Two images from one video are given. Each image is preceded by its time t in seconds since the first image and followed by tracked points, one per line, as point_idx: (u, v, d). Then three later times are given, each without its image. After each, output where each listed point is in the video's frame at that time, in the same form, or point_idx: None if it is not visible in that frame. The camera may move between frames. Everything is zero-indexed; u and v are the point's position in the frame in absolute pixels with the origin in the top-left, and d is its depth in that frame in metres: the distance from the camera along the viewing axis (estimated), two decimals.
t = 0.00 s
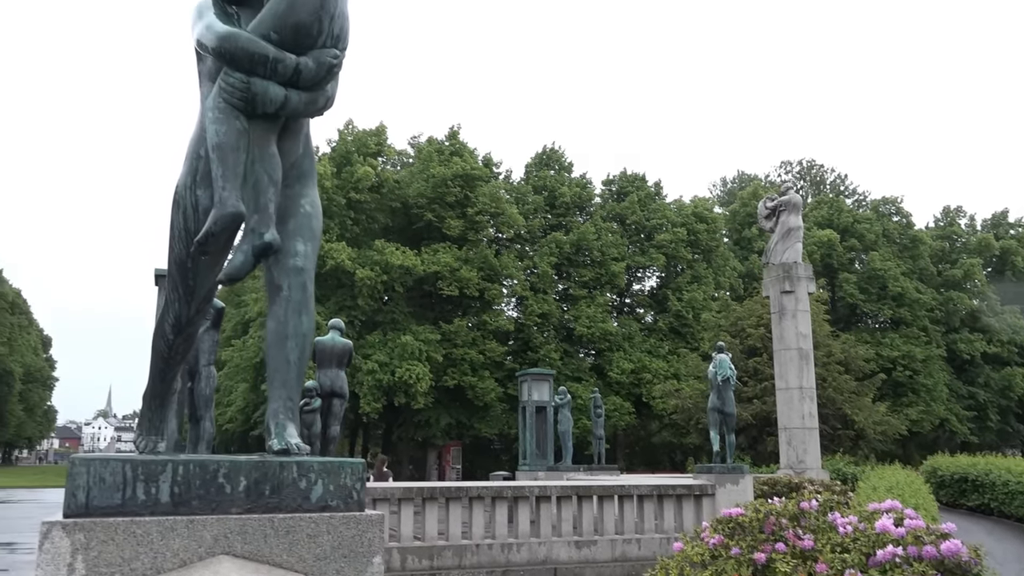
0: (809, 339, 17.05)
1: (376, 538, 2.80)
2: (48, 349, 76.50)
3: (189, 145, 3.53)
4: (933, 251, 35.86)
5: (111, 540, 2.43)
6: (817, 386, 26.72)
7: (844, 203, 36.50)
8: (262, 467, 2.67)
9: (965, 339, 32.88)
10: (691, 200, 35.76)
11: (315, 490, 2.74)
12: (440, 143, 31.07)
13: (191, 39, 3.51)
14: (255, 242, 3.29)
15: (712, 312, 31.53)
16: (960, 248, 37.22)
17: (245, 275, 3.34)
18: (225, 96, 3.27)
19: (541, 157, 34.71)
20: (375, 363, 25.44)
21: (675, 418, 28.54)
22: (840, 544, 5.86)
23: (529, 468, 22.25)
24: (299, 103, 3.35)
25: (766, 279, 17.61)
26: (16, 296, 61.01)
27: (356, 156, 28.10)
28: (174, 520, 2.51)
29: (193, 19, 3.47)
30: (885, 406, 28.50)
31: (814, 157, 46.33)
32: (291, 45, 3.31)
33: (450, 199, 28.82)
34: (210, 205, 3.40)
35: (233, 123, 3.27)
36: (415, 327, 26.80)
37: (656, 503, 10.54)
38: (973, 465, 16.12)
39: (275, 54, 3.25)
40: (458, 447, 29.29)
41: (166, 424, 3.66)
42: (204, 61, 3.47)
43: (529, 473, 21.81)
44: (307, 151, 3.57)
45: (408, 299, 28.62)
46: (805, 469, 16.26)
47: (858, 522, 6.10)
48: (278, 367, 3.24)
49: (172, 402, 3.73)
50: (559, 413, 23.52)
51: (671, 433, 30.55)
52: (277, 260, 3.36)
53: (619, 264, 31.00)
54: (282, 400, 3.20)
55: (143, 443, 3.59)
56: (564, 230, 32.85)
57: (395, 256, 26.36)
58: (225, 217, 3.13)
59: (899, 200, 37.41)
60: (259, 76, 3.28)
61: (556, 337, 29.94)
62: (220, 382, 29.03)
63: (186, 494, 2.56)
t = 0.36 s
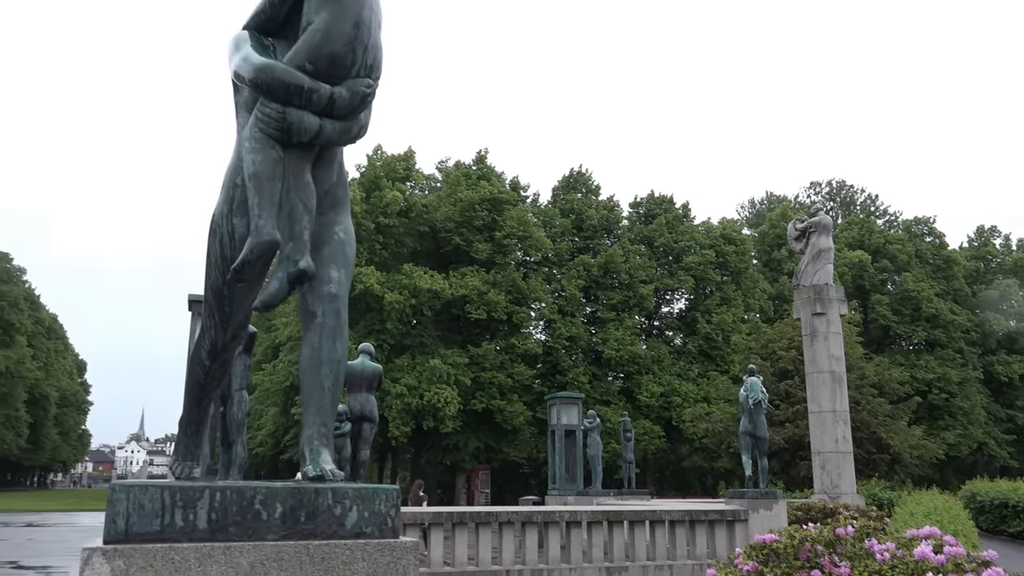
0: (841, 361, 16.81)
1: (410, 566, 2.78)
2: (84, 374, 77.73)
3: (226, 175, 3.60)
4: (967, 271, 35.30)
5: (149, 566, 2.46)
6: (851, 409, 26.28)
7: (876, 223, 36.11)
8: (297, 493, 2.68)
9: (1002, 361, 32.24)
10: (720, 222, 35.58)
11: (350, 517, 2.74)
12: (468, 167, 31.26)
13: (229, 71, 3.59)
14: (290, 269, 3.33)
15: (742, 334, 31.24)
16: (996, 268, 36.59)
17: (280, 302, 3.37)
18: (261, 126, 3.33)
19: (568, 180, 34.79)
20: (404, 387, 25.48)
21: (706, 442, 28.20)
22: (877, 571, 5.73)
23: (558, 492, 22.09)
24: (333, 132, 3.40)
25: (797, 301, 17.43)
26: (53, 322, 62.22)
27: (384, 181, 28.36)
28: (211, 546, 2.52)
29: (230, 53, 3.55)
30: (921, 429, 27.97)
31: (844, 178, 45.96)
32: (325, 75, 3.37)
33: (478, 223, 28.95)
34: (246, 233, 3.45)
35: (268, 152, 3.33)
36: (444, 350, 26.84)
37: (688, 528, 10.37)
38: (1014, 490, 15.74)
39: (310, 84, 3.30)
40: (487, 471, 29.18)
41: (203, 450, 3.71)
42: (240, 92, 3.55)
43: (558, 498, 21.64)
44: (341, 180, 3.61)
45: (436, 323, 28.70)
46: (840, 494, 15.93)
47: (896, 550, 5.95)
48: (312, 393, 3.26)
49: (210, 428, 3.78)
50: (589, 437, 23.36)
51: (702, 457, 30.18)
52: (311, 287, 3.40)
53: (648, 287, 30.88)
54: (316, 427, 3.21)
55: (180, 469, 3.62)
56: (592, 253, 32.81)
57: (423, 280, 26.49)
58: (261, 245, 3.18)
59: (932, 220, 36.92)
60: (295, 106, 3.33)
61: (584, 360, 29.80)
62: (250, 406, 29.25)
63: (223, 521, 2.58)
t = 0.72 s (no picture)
0: (875, 383, 16.55)
1: None
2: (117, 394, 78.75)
3: (261, 200, 3.66)
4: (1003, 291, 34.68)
5: None
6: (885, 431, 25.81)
7: (908, 242, 35.66)
8: (332, 516, 2.68)
9: None
10: (749, 241, 35.32)
11: (384, 540, 2.74)
12: (495, 188, 31.38)
13: (264, 98, 3.66)
14: (324, 292, 3.37)
15: (773, 355, 30.91)
16: None
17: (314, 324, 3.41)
18: (296, 151, 3.38)
19: (596, 201, 34.80)
20: (431, 408, 25.49)
21: (737, 464, 27.83)
22: None
23: (587, 514, 21.92)
24: (366, 156, 3.44)
25: (828, 321, 17.24)
26: (88, 342, 63.25)
27: (413, 203, 28.56)
28: (246, 569, 2.54)
29: (265, 80, 3.63)
30: (958, 452, 27.41)
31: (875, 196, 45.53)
32: (359, 101, 3.41)
33: (506, 244, 29.02)
34: (281, 257, 3.51)
35: (303, 178, 3.38)
36: (472, 371, 26.84)
37: (720, 552, 10.13)
38: None
39: (344, 110, 3.35)
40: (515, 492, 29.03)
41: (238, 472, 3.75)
42: (276, 118, 3.61)
43: (587, 520, 21.48)
44: (374, 203, 3.65)
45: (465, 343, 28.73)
46: (875, 518, 15.62)
47: None
48: (346, 416, 3.28)
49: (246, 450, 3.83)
50: (618, 458, 23.17)
51: (733, 480, 29.80)
52: (345, 310, 3.43)
53: (676, 307, 30.70)
54: (350, 449, 3.23)
55: (214, 489, 3.67)
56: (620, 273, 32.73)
57: (451, 300, 26.56)
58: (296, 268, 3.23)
59: (966, 239, 36.38)
60: (329, 132, 3.38)
61: (613, 381, 29.64)
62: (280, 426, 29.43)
63: (258, 543, 2.60)
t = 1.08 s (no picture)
0: (913, 401, 16.24)
1: None
2: (153, 415, 79.84)
3: (297, 224, 3.70)
4: None
5: None
6: (925, 451, 25.27)
7: (945, 258, 35.10)
8: (370, 538, 2.68)
9: None
10: (781, 259, 35.02)
11: (422, 563, 2.72)
12: (525, 208, 31.47)
13: (301, 124, 3.73)
14: (360, 315, 3.40)
15: (807, 374, 30.51)
16: None
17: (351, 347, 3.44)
18: (332, 176, 3.43)
19: (625, 220, 34.77)
20: (462, 428, 25.48)
21: (772, 485, 27.42)
22: None
23: (620, 536, 21.70)
24: (401, 180, 3.48)
25: (864, 339, 16.99)
26: (125, 364, 64.31)
27: (442, 224, 28.75)
28: None
29: (301, 106, 3.69)
30: (1000, 472, 26.77)
31: (909, 212, 44.95)
32: (394, 126, 3.45)
33: (536, 264, 29.07)
34: (318, 280, 3.54)
35: (339, 202, 3.42)
36: (502, 391, 26.81)
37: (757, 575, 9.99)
38: None
39: (379, 135, 3.39)
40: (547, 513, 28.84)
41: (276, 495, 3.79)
42: (312, 144, 3.67)
43: (620, 542, 21.27)
44: (408, 227, 3.69)
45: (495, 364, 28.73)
46: (915, 540, 15.25)
47: None
48: (383, 439, 3.30)
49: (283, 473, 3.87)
50: (651, 479, 22.94)
51: (769, 500, 29.36)
52: (380, 333, 3.45)
53: (708, 325, 30.47)
54: (387, 471, 3.24)
55: (252, 511, 3.70)
56: (650, 292, 32.61)
57: (481, 320, 26.62)
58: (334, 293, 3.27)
59: (1004, 254, 35.76)
60: (365, 156, 3.43)
61: (645, 400, 29.42)
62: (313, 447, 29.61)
63: (298, 565, 2.62)
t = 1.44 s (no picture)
0: (951, 415, 15.92)
1: None
2: (186, 431, 80.75)
3: (332, 242, 3.75)
4: None
5: None
6: (964, 466, 24.75)
7: (981, 269, 34.51)
8: (407, 556, 2.68)
9: None
10: (813, 271, 34.66)
11: None
12: (553, 223, 31.49)
13: (334, 144, 3.77)
14: (395, 332, 3.42)
15: (841, 387, 30.08)
16: None
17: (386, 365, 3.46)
18: (367, 195, 3.47)
19: (654, 234, 34.66)
20: (493, 444, 25.43)
21: (807, 500, 27.00)
22: None
23: (653, 553, 21.49)
24: (434, 198, 3.51)
25: (899, 352, 16.71)
26: (159, 382, 65.17)
27: (471, 240, 28.84)
28: None
29: (335, 127, 3.74)
30: None
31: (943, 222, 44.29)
32: (426, 145, 3.49)
33: (564, 278, 29.03)
34: (352, 298, 3.58)
35: (373, 220, 3.46)
36: (532, 406, 26.75)
37: None
38: None
39: (412, 154, 3.42)
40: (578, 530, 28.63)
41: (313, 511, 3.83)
42: (345, 163, 3.72)
43: (653, 559, 21.05)
44: (440, 244, 3.71)
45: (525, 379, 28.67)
46: (956, 556, 14.93)
47: None
48: (418, 455, 3.31)
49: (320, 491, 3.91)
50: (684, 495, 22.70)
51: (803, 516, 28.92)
52: (415, 350, 3.47)
53: (739, 339, 30.20)
54: (423, 488, 3.25)
55: (289, 528, 3.74)
56: (680, 305, 32.41)
57: (510, 335, 26.61)
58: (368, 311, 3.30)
59: None
60: (397, 175, 3.46)
61: (676, 415, 29.18)
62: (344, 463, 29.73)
63: None
